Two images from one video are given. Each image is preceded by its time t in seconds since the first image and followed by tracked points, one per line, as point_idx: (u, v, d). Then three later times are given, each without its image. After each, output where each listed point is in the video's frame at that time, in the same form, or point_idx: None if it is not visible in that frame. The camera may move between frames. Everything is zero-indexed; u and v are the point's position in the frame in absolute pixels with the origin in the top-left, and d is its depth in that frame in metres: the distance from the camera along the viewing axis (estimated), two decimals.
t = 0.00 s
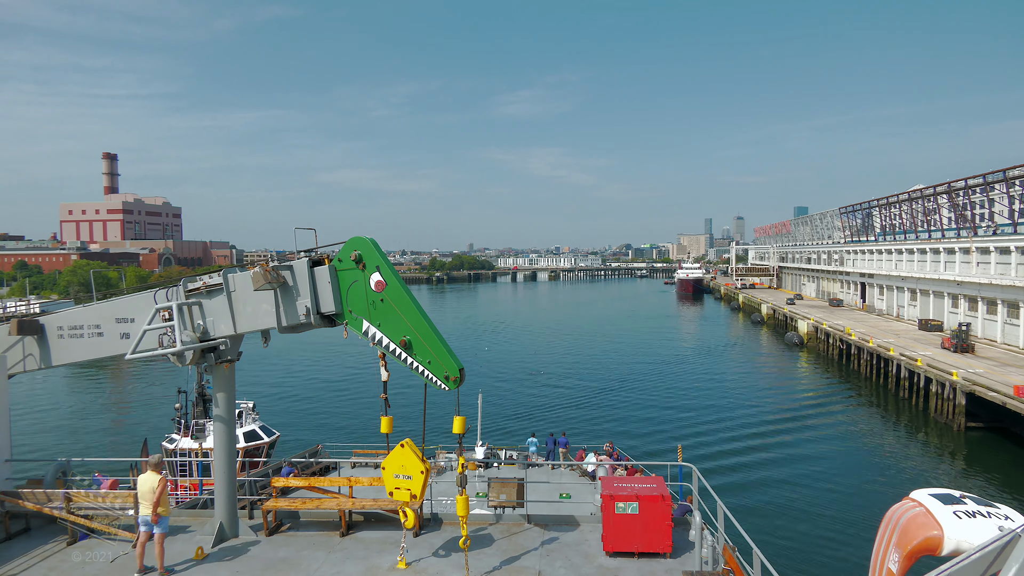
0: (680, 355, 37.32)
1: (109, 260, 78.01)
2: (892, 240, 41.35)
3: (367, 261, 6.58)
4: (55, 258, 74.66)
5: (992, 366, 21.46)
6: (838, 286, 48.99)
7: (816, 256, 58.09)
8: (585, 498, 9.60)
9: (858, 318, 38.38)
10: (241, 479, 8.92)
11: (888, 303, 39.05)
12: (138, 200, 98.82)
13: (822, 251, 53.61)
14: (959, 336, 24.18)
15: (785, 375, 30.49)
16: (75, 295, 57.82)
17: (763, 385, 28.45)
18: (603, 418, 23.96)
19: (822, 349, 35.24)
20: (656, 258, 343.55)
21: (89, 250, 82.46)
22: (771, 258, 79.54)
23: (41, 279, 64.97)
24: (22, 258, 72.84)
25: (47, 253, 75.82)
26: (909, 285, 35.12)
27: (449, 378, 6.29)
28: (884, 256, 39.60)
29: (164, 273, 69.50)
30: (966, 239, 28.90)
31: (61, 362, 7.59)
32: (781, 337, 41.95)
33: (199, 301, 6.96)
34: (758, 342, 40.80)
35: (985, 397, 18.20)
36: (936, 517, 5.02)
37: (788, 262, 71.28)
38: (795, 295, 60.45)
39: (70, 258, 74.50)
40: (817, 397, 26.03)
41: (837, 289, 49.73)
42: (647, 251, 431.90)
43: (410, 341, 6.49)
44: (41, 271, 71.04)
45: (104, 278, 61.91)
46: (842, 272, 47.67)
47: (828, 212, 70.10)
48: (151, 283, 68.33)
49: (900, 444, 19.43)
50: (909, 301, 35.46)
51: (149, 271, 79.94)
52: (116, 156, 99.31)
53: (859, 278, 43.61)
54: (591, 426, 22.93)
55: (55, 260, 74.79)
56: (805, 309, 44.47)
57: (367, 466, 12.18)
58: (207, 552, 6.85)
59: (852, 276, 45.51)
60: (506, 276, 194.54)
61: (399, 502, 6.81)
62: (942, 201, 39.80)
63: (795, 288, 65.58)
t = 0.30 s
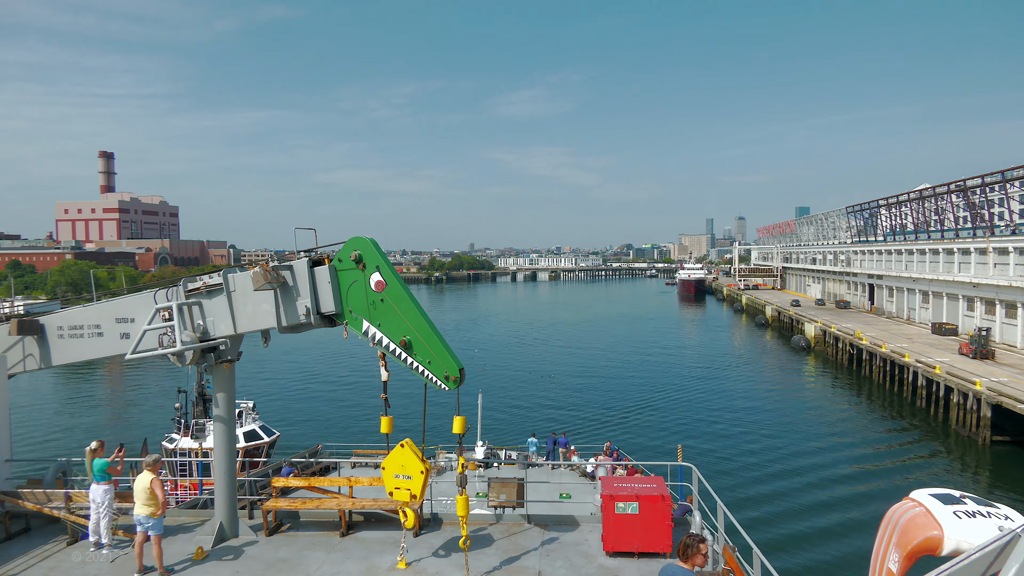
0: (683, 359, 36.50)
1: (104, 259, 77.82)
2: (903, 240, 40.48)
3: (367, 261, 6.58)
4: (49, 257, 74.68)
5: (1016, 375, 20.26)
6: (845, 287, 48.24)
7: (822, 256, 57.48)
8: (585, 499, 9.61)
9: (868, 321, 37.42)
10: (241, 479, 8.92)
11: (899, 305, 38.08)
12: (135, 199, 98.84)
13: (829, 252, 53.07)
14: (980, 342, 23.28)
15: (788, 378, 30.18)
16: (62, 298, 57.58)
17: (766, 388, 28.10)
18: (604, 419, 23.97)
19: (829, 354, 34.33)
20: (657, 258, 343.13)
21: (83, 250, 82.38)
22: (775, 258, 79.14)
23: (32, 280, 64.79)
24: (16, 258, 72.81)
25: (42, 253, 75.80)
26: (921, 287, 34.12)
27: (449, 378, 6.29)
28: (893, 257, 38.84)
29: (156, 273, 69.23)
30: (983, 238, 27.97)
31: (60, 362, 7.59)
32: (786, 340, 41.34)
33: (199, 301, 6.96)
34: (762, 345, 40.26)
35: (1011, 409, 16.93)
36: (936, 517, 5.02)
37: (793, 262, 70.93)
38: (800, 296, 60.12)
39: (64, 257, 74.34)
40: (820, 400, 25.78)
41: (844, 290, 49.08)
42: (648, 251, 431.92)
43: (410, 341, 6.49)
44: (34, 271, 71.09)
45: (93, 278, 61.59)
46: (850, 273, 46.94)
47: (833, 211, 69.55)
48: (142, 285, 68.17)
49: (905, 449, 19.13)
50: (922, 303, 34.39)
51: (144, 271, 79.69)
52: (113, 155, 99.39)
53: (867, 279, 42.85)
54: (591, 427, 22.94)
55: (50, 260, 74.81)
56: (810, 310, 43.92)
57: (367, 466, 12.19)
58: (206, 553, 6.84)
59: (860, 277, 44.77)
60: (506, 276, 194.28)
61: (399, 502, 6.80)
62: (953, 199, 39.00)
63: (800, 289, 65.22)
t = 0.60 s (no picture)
0: (686, 363, 35.56)
1: (99, 260, 77.64)
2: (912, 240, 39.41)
3: (367, 261, 6.58)
4: (41, 258, 74.37)
5: None
6: (851, 288, 47.52)
7: (827, 256, 56.91)
8: (585, 499, 9.61)
9: (876, 322, 36.20)
10: (242, 479, 8.93)
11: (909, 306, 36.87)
12: (130, 199, 98.94)
13: (835, 251, 52.50)
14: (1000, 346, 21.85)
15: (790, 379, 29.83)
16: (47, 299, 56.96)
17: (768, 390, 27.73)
18: (605, 420, 23.95)
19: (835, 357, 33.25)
20: (657, 258, 342.67)
21: (76, 251, 82.14)
22: (778, 259, 78.77)
23: (22, 281, 64.40)
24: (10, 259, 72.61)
25: (36, 254, 75.56)
26: (932, 288, 32.78)
27: (449, 378, 6.29)
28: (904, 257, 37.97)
29: (149, 274, 68.81)
30: (1001, 235, 26.81)
31: (60, 362, 7.59)
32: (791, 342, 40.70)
33: (199, 301, 6.95)
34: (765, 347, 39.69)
35: None
36: (936, 517, 5.02)
37: (796, 262, 70.57)
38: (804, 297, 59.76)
39: (58, 258, 74.04)
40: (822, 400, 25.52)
41: (849, 291, 48.28)
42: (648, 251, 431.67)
43: (410, 341, 6.49)
44: (25, 272, 70.73)
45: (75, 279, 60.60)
46: (857, 273, 46.03)
47: (837, 210, 68.91)
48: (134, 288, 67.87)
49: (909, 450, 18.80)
50: (934, 305, 32.95)
51: (139, 272, 79.53)
52: (107, 155, 99.31)
53: (874, 279, 41.82)
54: (592, 428, 22.95)
55: (42, 260, 74.49)
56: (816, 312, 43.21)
57: (368, 466, 12.19)
58: (206, 553, 6.85)
59: (866, 277, 43.82)
60: (505, 277, 194.04)
61: (399, 502, 6.80)
62: (964, 197, 38.06)
63: (803, 290, 64.89)
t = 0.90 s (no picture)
0: (687, 364, 35.32)
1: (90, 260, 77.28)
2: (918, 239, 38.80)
3: (367, 261, 6.58)
4: (31, 258, 73.90)
5: None
6: (853, 288, 47.26)
7: (828, 256, 56.69)
8: (586, 499, 9.61)
9: (882, 325, 35.53)
10: (242, 479, 8.93)
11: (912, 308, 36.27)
12: (121, 199, 98.99)
13: (836, 251, 52.24)
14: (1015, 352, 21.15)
15: (791, 381, 29.66)
16: (29, 301, 56.11)
17: (769, 392, 27.58)
18: (605, 422, 23.93)
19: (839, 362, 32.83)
20: (655, 258, 341.80)
21: (66, 251, 81.72)
22: (777, 259, 78.53)
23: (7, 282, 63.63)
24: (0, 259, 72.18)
25: (26, 254, 75.19)
26: (940, 289, 31.98)
27: (449, 378, 6.30)
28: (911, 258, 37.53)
29: (138, 275, 68.23)
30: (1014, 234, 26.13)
31: (61, 362, 7.59)
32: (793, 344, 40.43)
33: (199, 301, 6.96)
34: (765, 349, 39.44)
35: None
36: (936, 517, 5.02)
37: (796, 263, 70.43)
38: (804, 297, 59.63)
39: (47, 258, 73.67)
40: (823, 402, 25.42)
41: (852, 292, 47.96)
42: (647, 251, 431.71)
43: (410, 341, 6.49)
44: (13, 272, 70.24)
45: (57, 281, 59.68)
46: (859, 274, 45.61)
47: (837, 209, 68.55)
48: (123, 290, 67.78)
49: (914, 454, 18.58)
50: (940, 306, 32.19)
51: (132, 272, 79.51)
52: (99, 155, 99.13)
53: (878, 280, 41.33)
54: (592, 429, 22.94)
55: (31, 261, 73.94)
56: (818, 314, 42.83)
57: (368, 466, 12.20)
58: (205, 553, 6.85)
59: (870, 278, 43.35)
60: (503, 277, 194.01)
61: (399, 502, 6.81)
62: (972, 195, 37.52)
63: (803, 291, 64.74)
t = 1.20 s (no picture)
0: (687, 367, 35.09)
1: (77, 260, 76.75)
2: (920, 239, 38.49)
3: (367, 261, 6.58)
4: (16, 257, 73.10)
5: None
6: (852, 290, 47.11)
7: (826, 257, 56.60)
8: (586, 499, 9.61)
9: (884, 328, 35.20)
10: (242, 479, 8.93)
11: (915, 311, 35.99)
12: (110, 198, 98.99)
13: (835, 252, 52.09)
14: None
15: (791, 385, 29.39)
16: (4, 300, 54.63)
17: (769, 396, 27.29)
18: (604, 424, 23.91)
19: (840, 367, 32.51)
20: (653, 258, 341.94)
21: (52, 250, 81.14)
22: (774, 259, 78.52)
23: None
24: None
25: (13, 254, 74.43)
26: (943, 291, 31.79)
27: (449, 378, 6.30)
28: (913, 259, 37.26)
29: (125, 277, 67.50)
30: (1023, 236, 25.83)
31: (61, 362, 7.59)
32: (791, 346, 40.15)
33: (199, 301, 6.96)
34: (763, 352, 39.21)
35: None
36: (936, 517, 5.02)
37: (793, 263, 70.40)
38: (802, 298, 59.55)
39: (32, 257, 72.99)
40: (824, 407, 25.14)
41: (851, 294, 47.78)
42: (645, 251, 431.75)
43: (410, 341, 6.49)
44: None
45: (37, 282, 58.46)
46: (859, 275, 45.37)
47: (835, 209, 68.38)
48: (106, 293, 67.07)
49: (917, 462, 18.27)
50: (944, 308, 31.98)
51: (122, 271, 79.18)
52: (88, 153, 98.99)
53: (879, 281, 41.10)
54: (592, 432, 22.93)
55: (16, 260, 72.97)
56: (816, 316, 42.57)
57: (368, 466, 12.20)
58: (205, 553, 6.85)
59: (870, 279, 43.12)
60: (499, 277, 193.98)
61: (399, 502, 6.81)
62: (976, 194, 37.26)
63: (801, 292, 64.67)
